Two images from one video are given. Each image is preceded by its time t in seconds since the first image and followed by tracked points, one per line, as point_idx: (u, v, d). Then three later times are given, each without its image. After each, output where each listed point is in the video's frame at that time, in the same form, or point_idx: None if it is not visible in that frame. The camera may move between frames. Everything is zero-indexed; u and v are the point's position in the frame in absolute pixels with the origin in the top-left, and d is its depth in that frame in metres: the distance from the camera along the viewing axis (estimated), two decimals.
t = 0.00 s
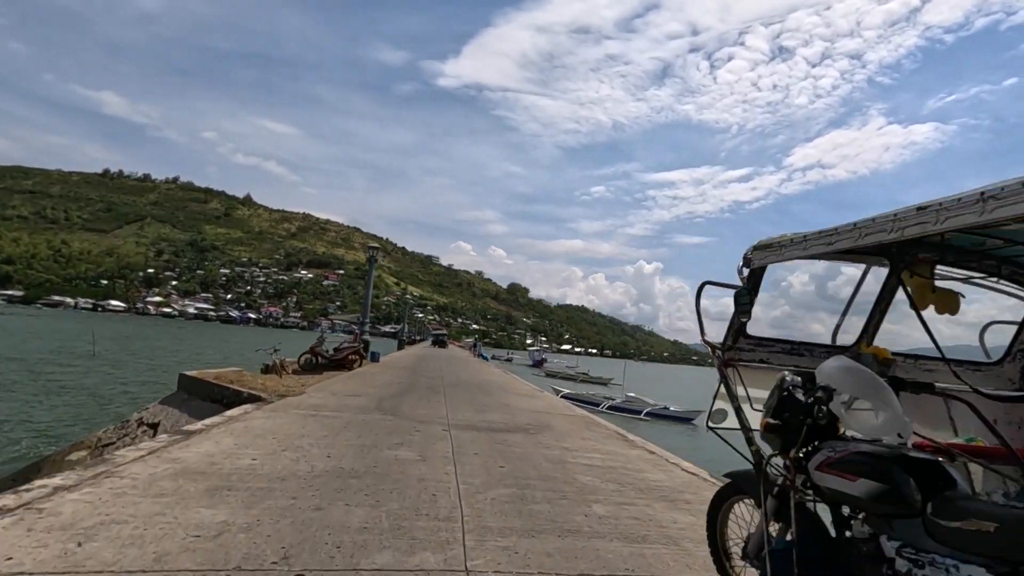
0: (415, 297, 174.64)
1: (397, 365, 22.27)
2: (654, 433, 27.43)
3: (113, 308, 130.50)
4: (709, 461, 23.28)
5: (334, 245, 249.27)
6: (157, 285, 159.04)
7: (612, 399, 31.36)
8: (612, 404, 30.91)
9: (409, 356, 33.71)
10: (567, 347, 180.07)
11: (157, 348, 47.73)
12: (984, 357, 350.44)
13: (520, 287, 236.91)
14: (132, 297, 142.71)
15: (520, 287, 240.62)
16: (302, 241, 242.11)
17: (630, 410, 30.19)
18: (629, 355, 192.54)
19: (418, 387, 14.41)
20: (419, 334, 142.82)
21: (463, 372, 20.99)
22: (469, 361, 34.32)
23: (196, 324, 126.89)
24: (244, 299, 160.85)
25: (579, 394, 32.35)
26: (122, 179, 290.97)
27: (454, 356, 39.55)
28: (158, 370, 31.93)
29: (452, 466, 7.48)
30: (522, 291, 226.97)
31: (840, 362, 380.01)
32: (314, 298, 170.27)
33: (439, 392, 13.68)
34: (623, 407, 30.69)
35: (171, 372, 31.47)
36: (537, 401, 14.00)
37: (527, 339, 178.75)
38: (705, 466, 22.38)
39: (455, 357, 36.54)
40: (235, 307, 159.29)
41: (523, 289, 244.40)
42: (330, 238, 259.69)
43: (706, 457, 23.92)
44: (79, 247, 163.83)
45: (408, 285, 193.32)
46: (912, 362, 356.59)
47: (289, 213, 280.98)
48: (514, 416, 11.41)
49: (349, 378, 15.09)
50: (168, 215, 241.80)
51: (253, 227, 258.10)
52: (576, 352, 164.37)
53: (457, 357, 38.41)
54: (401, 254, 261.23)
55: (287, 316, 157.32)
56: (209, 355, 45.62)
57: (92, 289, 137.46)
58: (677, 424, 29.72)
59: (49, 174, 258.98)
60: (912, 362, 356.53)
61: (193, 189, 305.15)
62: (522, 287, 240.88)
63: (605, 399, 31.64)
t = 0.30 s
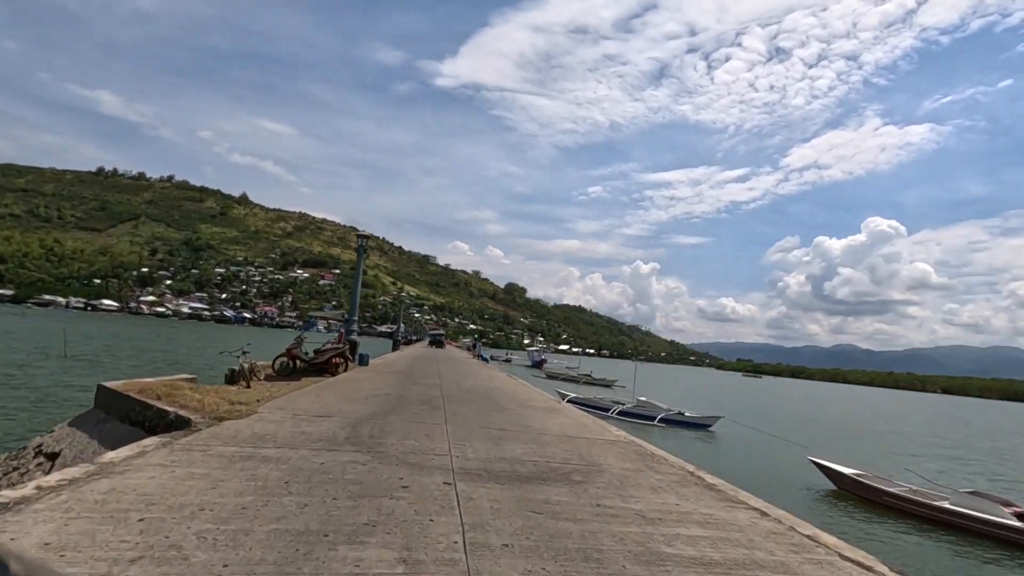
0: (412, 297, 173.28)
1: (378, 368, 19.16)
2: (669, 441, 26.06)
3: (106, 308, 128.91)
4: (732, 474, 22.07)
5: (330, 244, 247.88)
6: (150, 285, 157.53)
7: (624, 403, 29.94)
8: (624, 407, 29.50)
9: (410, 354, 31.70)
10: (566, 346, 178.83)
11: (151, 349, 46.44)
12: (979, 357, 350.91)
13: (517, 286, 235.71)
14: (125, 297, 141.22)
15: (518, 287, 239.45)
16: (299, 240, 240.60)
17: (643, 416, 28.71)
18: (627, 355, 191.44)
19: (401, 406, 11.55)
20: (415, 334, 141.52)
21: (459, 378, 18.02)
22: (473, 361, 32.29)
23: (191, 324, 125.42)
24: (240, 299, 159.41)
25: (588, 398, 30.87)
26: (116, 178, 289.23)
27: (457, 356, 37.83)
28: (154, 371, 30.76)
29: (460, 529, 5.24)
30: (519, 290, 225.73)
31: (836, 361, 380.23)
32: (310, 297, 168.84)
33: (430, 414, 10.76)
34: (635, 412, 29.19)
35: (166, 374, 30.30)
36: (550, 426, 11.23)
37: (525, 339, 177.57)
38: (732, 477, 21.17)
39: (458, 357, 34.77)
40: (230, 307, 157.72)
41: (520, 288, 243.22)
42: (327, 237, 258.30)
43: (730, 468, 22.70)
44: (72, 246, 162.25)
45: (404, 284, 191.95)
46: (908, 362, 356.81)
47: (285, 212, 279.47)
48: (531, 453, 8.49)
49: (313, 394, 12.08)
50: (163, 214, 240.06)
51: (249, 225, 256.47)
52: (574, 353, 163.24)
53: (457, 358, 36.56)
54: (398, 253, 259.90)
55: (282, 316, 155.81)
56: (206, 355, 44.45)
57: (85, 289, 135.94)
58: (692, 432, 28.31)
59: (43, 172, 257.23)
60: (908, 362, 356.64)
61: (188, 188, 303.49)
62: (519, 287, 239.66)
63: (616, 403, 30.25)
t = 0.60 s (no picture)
0: (410, 297, 171.87)
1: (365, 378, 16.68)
2: (687, 451, 24.90)
3: (100, 307, 127.04)
4: (761, 494, 21.04)
5: (327, 243, 246.24)
6: (146, 284, 155.78)
7: (637, 409, 28.66)
8: (638, 414, 28.23)
9: (406, 357, 29.77)
10: (564, 347, 177.56)
11: (139, 350, 44.94)
12: (977, 359, 350.74)
13: (515, 286, 234.32)
14: (120, 296, 139.51)
15: (516, 287, 238.37)
16: (295, 239, 238.92)
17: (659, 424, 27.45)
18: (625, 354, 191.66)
19: (383, 439, 9.04)
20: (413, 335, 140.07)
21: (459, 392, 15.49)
22: (471, 364, 30.58)
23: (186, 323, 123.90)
24: (236, 298, 157.66)
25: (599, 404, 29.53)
26: (111, 175, 287.54)
27: (457, 358, 36.22)
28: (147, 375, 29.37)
29: None
30: (517, 289, 224.44)
31: (835, 361, 380.81)
32: (307, 297, 167.26)
33: (422, 452, 8.19)
34: (650, 419, 27.91)
35: (152, 377, 28.69)
36: (579, 467, 8.70)
37: (524, 339, 176.23)
38: (763, 498, 20.17)
39: (456, 359, 33.09)
40: (226, 306, 155.74)
41: (519, 288, 242.10)
42: (324, 236, 256.48)
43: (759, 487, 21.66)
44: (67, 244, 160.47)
45: (402, 284, 190.53)
46: (905, 363, 357.77)
47: (282, 211, 277.85)
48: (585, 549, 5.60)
49: (273, 422, 9.53)
50: (159, 212, 238.49)
51: (245, 224, 254.77)
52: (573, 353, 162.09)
53: (455, 359, 34.88)
54: (396, 253, 258.41)
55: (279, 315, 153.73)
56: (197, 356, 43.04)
57: (80, 288, 134.18)
58: (710, 441, 27.11)
59: (39, 171, 255.59)
60: (904, 363, 357.52)
61: (185, 186, 301.75)
62: (517, 287, 238.54)
63: (629, 409, 28.96)
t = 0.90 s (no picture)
0: (408, 296, 170.53)
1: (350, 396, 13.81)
2: (703, 463, 23.61)
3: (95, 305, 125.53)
4: (787, 511, 19.91)
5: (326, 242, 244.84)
6: (142, 282, 154.29)
7: (654, 416, 27.23)
8: (656, 422, 26.79)
9: (399, 361, 27.84)
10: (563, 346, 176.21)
11: (129, 350, 43.50)
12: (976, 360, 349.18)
13: (514, 286, 232.97)
14: (116, 295, 138.12)
15: (515, 287, 237.07)
16: (293, 238, 237.41)
17: (677, 433, 26.07)
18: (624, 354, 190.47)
19: (327, 519, 6.03)
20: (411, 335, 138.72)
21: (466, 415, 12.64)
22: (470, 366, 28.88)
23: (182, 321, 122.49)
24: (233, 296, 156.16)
25: (613, 413, 28.09)
26: (109, 174, 286.16)
27: (456, 360, 34.69)
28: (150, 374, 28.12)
29: None
30: (516, 289, 223.10)
31: (834, 362, 379.78)
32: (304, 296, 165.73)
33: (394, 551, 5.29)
34: (668, 427, 26.48)
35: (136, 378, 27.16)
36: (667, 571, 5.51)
37: (523, 339, 174.85)
38: (789, 515, 19.08)
39: (454, 362, 31.39)
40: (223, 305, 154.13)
41: (518, 288, 240.80)
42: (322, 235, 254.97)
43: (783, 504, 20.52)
44: (62, 242, 158.96)
45: (400, 284, 189.15)
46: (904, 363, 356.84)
47: (280, 210, 276.43)
48: None
49: (181, 496, 6.30)
50: (157, 211, 237.02)
51: (243, 222, 253.23)
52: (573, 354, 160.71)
53: (452, 360, 33.21)
54: (394, 252, 257.01)
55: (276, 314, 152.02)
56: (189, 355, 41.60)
57: (75, 286, 132.64)
58: (733, 451, 25.70)
59: (36, 169, 254.19)
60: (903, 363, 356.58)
61: (184, 185, 300.41)
62: (517, 287, 237.24)
63: (647, 416, 27.56)
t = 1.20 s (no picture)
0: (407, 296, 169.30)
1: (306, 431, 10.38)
2: (729, 475, 22.36)
3: (91, 303, 123.99)
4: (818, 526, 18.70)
5: (325, 241, 243.37)
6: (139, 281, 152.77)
7: (676, 425, 25.87)
8: (681, 429, 25.39)
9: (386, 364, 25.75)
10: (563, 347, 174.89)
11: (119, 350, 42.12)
12: (975, 360, 348.37)
13: (514, 285, 231.39)
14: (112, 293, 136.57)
15: (515, 287, 235.82)
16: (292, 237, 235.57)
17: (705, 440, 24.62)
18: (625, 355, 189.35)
19: None
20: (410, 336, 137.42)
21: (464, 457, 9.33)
22: (464, 369, 26.85)
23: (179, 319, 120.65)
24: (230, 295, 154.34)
25: (633, 420, 26.71)
26: (107, 172, 284.59)
27: (451, 362, 32.93)
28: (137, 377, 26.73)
29: None
30: (516, 288, 221.77)
31: (834, 362, 379.08)
32: (303, 294, 164.32)
33: None
34: (691, 438, 25.11)
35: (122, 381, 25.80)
36: None
37: (523, 339, 173.58)
38: (814, 527, 18.09)
39: (445, 365, 29.23)
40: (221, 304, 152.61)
41: (518, 288, 239.55)
42: (321, 234, 253.15)
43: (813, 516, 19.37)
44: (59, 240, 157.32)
45: (399, 283, 187.88)
46: (904, 363, 356.20)
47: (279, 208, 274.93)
48: None
49: None
50: (155, 209, 235.34)
51: (242, 221, 251.68)
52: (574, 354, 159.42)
53: (443, 363, 31.09)
54: (393, 251, 255.58)
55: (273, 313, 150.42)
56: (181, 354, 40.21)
57: (71, 285, 131.05)
58: (762, 464, 24.24)
59: (33, 166, 252.43)
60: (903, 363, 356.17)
61: (182, 183, 298.78)
62: (517, 287, 236.01)
63: (668, 425, 26.15)
